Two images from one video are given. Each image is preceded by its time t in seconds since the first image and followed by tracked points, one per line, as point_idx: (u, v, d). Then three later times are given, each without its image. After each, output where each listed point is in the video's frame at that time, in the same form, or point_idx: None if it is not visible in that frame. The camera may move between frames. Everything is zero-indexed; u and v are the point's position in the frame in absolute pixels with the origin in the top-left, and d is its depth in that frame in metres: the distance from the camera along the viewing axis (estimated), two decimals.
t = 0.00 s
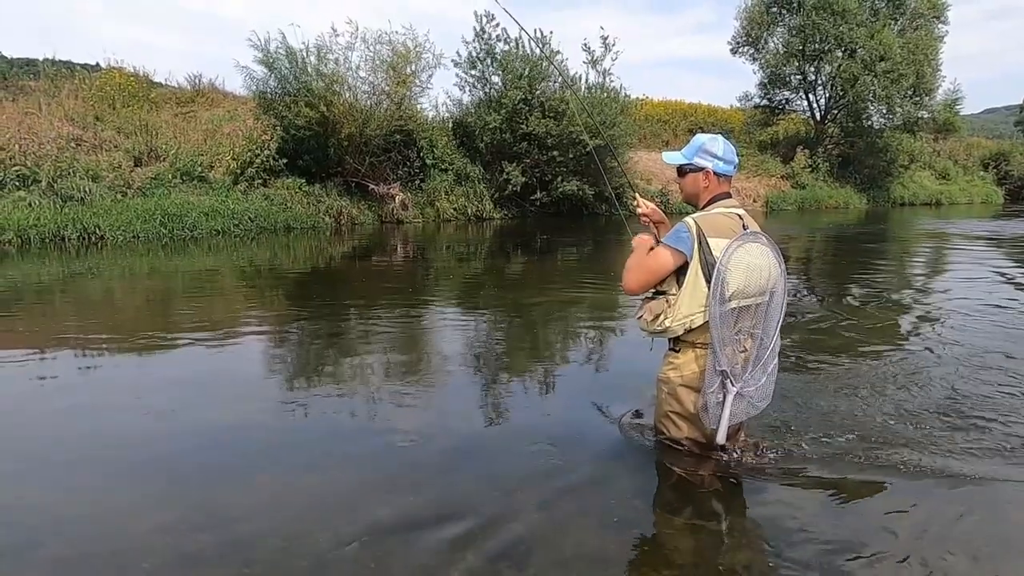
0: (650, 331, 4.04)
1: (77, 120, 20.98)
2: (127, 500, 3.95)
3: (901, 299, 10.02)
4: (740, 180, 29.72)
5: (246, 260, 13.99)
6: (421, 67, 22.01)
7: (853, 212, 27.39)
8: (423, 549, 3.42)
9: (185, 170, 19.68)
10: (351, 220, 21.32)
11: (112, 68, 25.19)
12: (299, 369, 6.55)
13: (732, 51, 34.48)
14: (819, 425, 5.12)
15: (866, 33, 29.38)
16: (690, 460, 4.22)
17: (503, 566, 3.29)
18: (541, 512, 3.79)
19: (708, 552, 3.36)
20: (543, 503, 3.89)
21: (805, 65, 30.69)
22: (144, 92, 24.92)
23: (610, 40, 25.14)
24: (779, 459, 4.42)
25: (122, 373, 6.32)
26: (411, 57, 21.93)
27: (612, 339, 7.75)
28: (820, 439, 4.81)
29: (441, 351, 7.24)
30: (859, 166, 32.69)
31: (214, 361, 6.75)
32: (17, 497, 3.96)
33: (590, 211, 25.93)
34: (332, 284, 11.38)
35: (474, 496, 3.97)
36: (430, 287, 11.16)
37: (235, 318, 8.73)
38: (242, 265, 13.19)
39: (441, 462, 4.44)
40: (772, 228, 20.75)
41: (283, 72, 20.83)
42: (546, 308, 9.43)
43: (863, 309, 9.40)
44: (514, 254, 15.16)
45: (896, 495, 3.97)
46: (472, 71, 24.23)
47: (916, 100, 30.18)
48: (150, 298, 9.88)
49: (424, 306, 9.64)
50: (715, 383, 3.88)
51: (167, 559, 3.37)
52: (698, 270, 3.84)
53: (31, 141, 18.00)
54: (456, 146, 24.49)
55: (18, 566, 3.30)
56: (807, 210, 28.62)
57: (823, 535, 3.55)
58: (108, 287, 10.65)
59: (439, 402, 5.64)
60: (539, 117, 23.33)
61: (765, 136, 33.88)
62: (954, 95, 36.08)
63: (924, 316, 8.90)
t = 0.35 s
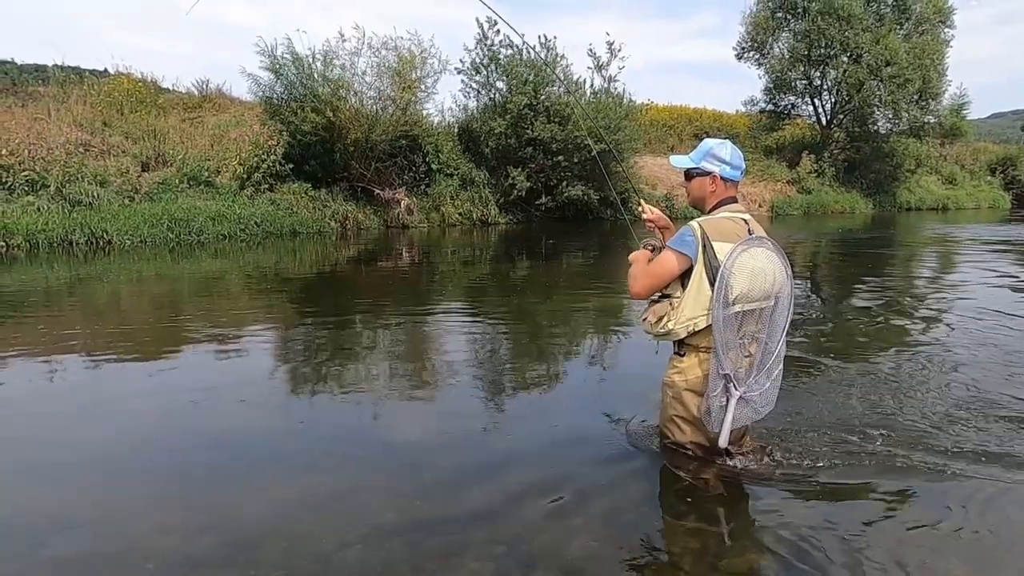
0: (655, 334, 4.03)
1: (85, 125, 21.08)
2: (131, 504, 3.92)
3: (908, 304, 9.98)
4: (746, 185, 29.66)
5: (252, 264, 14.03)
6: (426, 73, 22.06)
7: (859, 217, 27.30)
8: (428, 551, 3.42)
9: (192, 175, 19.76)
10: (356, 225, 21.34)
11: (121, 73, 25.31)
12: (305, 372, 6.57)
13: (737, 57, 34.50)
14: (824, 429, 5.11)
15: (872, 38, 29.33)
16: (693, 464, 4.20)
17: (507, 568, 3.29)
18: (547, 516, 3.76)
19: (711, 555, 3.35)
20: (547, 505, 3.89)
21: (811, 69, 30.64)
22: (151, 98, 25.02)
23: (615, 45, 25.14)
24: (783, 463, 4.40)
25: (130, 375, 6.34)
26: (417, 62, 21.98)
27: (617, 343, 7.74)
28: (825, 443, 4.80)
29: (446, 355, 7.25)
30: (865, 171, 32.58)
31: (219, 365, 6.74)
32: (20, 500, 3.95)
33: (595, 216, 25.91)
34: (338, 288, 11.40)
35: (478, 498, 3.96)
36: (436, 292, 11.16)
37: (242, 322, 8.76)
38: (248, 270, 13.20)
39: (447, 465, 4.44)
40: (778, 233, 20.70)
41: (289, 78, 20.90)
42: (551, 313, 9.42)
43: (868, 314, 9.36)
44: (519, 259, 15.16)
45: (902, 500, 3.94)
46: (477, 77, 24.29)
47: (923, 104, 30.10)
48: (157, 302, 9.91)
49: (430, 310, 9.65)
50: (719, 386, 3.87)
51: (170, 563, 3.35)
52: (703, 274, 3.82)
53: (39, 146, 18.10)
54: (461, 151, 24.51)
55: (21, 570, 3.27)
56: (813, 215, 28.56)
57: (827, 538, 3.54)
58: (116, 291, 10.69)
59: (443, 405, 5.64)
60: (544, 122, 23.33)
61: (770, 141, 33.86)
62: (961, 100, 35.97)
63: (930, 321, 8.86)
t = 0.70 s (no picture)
0: (663, 333, 4.00)
1: (95, 129, 21.20)
2: (140, 505, 3.92)
3: (917, 304, 9.90)
4: (753, 184, 29.55)
5: (260, 266, 14.07)
6: (433, 74, 22.09)
7: (868, 216, 27.15)
8: (434, 551, 3.41)
9: (200, 178, 19.83)
10: (363, 226, 21.36)
11: (130, 77, 25.43)
12: (312, 373, 6.57)
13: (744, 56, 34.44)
14: (832, 429, 5.07)
15: (880, 36, 29.19)
16: (702, 464, 4.17)
17: (512, 567, 3.28)
18: (554, 516, 3.74)
19: (718, 555, 3.33)
20: (553, 505, 3.87)
21: (818, 68, 30.52)
22: (160, 102, 25.13)
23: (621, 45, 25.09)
24: (791, 463, 4.37)
25: (138, 377, 6.36)
26: (423, 63, 22.01)
27: (624, 343, 7.72)
28: (834, 443, 4.77)
29: (453, 356, 7.24)
30: (873, 170, 32.40)
31: (227, 366, 6.75)
32: (28, 501, 3.95)
33: (602, 216, 25.85)
34: (346, 290, 11.41)
35: (484, 499, 3.95)
36: (442, 293, 11.16)
37: (249, 324, 8.77)
38: (256, 271, 13.23)
39: (453, 465, 4.42)
40: (785, 233, 20.60)
41: (296, 81, 20.95)
42: (558, 313, 9.40)
43: (877, 313, 9.30)
44: (525, 260, 15.14)
45: (911, 501, 3.91)
46: (482, 78, 24.30)
47: (931, 103, 29.96)
48: (165, 305, 9.95)
49: (437, 311, 9.65)
50: (728, 386, 3.85)
51: (181, 564, 3.33)
52: (712, 273, 3.80)
53: (50, 150, 18.22)
54: (468, 152, 24.51)
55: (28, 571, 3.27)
56: (821, 214, 28.43)
57: (835, 539, 3.51)
58: (125, 293, 10.74)
59: (450, 406, 5.63)
60: (551, 122, 23.30)
61: (778, 140, 33.75)
62: (970, 98, 35.74)
63: (940, 321, 8.79)
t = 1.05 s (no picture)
0: (671, 330, 3.98)
1: (103, 129, 21.26)
2: (149, 501, 3.92)
3: (926, 299, 9.83)
4: (760, 180, 29.43)
5: (267, 264, 14.09)
6: (439, 73, 22.09)
7: (875, 212, 27.00)
8: (441, 546, 3.40)
9: (208, 177, 19.89)
10: (370, 224, 21.36)
11: (137, 77, 25.50)
12: (320, 371, 6.57)
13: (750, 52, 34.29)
14: (840, 425, 5.03)
15: (888, 31, 29.01)
16: (713, 460, 4.14)
17: (519, 562, 3.26)
18: (563, 512, 3.72)
19: (724, 550, 3.30)
20: (560, 501, 3.85)
21: (825, 63, 30.35)
22: (168, 101, 25.19)
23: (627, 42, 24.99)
24: (800, 459, 4.33)
25: (148, 376, 6.38)
26: (428, 61, 22.01)
27: (630, 340, 7.70)
28: (841, 439, 4.73)
29: (459, 353, 7.23)
30: (881, 165, 32.22)
31: (232, 365, 6.75)
32: (35, 501, 3.94)
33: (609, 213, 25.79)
34: (352, 287, 11.42)
35: (490, 495, 3.94)
36: (448, 290, 11.15)
37: (257, 322, 8.78)
38: (263, 270, 13.26)
39: (461, 461, 4.42)
40: (793, 229, 20.49)
41: (301, 80, 20.97)
42: (565, 310, 9.37)
43: (886, 309, 9.23)
44: (531, 257, 15.11)
45: (923, 496, 3.87)
46: (488, 76, 24.26)
47: (940, 97, 29.79)
48: (173, 303, 9.97)
49: (443, 309, 9.64)
50: (739, 381, 3.82)
51: (188, 562, 3.32)
52: (719, 268, 3.77)
53: (58, 149, 18.31)
54: (473, 150, 24.49)
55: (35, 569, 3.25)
56: (829, 210, 28.29)
57: (841, 534, 3.49)
58: (133, 292, 10.77)
59: (456, 403, 5.62)
60: (557, 119, 23.26)
61: (785, 137, 33.60)
62: (979, 92, 35.48)
63: (949, 316, 8.72)
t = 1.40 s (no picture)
0: (674, 330, 3.95)
1: (107, 125, 21.26)
2: (151, 498, 3.92)
3: (930, 298, 9.80)
4: (764, 178, 29.36)
5: (271, 260, 14.09)
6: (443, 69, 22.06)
7: (880, 210, 26.92)
8: (443, 543, 3.38)
9: (212, 173, 19.90)
10: (373, 221, 21.35)
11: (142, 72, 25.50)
12: (322, 367, 6.57)
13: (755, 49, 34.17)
14: (843, 423, 5.01)
15: (894, 28, 28.86)
16: (715, 459, 4.12)
17: (522, 559, 3.25)
18: (565, 510, 3.69)
19: (728, 549, 3.28)
20: (562, 498, 3.83)
21: (831, 61, 30.24)
22: (172, 97, 25.19)
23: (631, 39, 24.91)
24: (803, 457, 4.31)
25: (152, 371, 6.38)
26: (433, 58, 21.96)
27: (634, 337, 7.67)
28: (845, 437, 4.71)
29: (463, 350, 7.22)
30: (886, 164, 32.12)
31: (233, 361, 6.73)
32: (33, 498, 3.92)
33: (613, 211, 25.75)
34: (356, 284, 11.41)
35: (493, 492, 3.92)
36: (452, 287, 11.14)
37: (260, 318, 8.79)
38: (267, 266, 13.26)
39: (463, 458, 4.41)
40: (797, 227, 20.44)
41: (306, 77, 20.94)
42: (568, 307, 9.35)
43: (890, 308, 9.20)
44: (535, 254, 15.08)
45: (927, 496, 3.84)
46: (493, 73, 24.15)
47: (946, 96, 29.68)
48: (177, 298, 9.97)
49: (446, 306, 9.62)
50: (742, 380, 3.79)
51: (186, 560, 3.30)
52: (722, 267, 3.75)
53: (63, 144, 18.32)
54: (477, 147, 24.43)
55: (32, 567, 3.23)
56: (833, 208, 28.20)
57: (845, 533, 3.46)
58: (137, 287, 10.78)
59: (459, 399, 5.60)
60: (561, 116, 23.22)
61: (790, 134, 33.49)
62: (985, 90, 35.30)
63: (954, 315, 8.69)
